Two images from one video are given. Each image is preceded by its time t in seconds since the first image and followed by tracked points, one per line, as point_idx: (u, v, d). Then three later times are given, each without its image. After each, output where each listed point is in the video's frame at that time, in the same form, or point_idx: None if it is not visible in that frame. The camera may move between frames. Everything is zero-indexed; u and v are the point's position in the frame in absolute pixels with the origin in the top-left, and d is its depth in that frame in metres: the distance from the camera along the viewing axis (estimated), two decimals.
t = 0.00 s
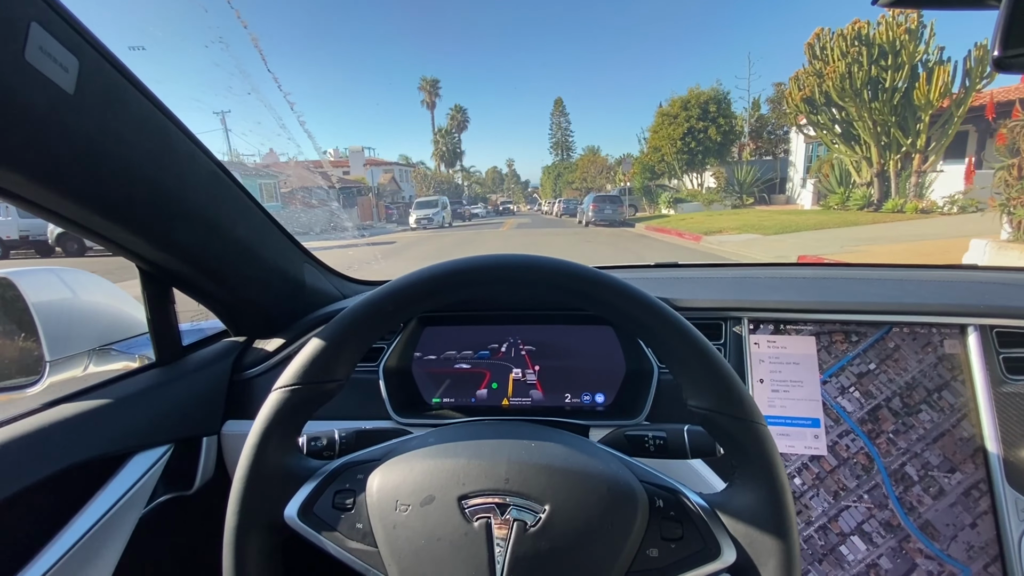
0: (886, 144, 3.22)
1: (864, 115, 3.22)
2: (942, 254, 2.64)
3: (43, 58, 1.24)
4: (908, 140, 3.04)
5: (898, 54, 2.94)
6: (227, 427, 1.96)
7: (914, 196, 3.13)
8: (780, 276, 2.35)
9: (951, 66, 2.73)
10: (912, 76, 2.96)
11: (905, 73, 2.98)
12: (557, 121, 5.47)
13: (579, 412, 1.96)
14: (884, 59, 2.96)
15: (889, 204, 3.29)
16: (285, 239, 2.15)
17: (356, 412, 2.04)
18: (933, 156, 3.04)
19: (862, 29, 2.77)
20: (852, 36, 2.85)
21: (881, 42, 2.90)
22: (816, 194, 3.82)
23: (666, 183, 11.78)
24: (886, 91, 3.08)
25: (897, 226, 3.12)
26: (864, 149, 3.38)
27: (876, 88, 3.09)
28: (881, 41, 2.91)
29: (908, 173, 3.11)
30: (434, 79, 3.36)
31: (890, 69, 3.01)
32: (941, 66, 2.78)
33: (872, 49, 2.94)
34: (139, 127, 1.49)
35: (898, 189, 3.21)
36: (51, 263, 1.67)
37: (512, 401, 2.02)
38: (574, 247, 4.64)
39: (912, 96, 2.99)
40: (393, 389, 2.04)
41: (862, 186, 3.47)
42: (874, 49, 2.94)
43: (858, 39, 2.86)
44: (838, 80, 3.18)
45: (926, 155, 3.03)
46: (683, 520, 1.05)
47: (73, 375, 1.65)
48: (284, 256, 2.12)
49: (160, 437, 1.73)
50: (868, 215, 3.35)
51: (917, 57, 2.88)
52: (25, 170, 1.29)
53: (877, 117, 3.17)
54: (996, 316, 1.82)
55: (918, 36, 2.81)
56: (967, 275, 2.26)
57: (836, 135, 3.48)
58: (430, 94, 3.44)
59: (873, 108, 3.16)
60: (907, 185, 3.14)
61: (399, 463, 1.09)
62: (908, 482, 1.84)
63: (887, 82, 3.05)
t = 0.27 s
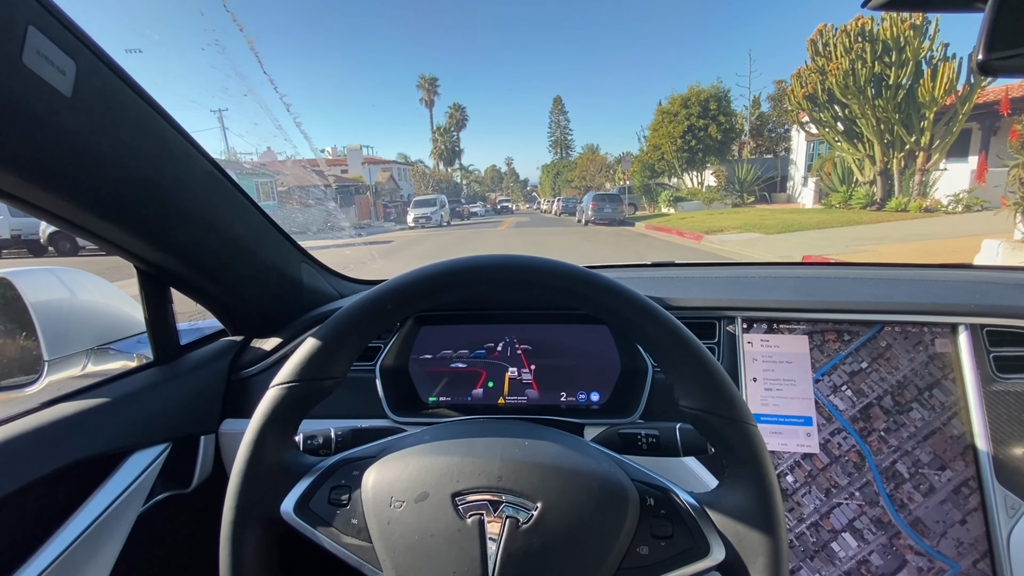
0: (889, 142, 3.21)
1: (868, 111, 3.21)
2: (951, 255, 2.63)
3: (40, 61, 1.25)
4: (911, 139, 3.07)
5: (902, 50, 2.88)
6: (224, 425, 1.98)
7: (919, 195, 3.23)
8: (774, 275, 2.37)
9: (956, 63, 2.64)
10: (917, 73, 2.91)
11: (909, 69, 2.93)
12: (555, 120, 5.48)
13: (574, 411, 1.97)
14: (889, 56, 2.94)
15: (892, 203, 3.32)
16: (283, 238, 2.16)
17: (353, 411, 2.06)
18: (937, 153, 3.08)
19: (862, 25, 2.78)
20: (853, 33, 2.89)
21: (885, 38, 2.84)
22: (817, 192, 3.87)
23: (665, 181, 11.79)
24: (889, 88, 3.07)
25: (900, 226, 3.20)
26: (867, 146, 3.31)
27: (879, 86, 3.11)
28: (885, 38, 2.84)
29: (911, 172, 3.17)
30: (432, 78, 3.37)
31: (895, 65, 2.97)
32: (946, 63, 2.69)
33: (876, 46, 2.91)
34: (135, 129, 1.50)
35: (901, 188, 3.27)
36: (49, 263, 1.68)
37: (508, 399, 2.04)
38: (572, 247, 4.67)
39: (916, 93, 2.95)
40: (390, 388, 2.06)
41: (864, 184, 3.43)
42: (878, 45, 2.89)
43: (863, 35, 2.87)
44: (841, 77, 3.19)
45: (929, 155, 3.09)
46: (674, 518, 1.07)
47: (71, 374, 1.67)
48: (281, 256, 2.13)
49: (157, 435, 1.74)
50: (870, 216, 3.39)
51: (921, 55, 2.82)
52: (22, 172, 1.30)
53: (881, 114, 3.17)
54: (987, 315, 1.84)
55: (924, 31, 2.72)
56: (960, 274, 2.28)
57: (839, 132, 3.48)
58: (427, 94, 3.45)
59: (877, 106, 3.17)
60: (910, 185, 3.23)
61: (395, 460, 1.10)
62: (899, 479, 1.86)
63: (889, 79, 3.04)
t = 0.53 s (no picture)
0: (891, 140, 3.25)
1: (870, 109, 3.22)
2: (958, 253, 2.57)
3: (30, 57, 1.24)
4: (915, 137, 3.13)
5: (905, 47, 2.98)
6: (220, 424, 1.97)
7: (920, 194, 3.19)
8: (772, 273, 2.36)
9: (958, 61, 2.70)
10: (919, 70, 2.99)
11: (911, 67, 3.01)
12: (554, 119, 5.48)
13: (572, 409, 1.95)
14: (892, 53, 3.02)
15: (895, 201, 3.28)
16: (279, 236, 2.16)
17: (350, 410, 2.05)
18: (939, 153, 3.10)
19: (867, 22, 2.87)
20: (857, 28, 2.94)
21: (888, 36, 2.94)
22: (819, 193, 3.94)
23: (666, 181, 11.79)
24: (892, 86, 3.11)
25: (902, 225, 3.14)
26: (869, 145, 3.35)
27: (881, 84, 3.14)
28: (888, 34, 2.94)
29: (914, 170, 3.16)
30: (430, 76, 3.36)
31: (896, 63, 3.05)
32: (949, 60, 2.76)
33: (880, 42, 2.98)
34: (128, 126, 1.49)
35: (902, 187, 3.23)
36: (44, 262, 1.67)
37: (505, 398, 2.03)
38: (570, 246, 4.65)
39: (919, 91, 3.03)
40: (386, 386, 2.05)
41: (865, 184, 3.46)
42: (881, 41, 2.98)
43: (864, 32, 2.94)
44: (843, 75, 3.11)
45: (932, 153, 3.11)
46: (670, 519, 1.06)
47: (66, 373, 1.65)
48: (277, 254, 2.13)
49: (153, 435, 1.73)
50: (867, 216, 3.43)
51: (924, 51, 2.91)
52: (13, 169, 1.28)
53: (883, 112, 3.19)
54: (985, 313, 1.83)
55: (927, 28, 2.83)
56: (959, 272, 2.28)
57: (839, 131, 3.44)
58: (425, 92, 3.44)
59: (880, 104, 3.18)
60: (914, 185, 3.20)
61: (389, 458, 1.09)
62: (897, 477, 1.85)
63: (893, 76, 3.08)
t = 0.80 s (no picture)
0: (892, 139, 3.28)
1: (869, 108, 3.26)
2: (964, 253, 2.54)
3: (31, 54, 1.23)
4: (915, 135, 3.14)
5: (905, 45, 2.97)
6: (221, 423, 1.97)
7: (921, 194, 3.21)
8: (773, 272, 2.36)
9: (959, 59, 2.76)
10: (920, 69, 3.00)
11: (912, 65, 3.02)
12: (553, 118, 5.48)
13: (573, 407, 1.96)
14: (892, 52, 3.02)
15: (895, 201, 3.31)
16: (279, 235, 2.15)
17: (350, 409, 2.05)
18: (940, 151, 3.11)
19: (868, 20, 2.84)
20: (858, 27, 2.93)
21: (888, 34, 2.91)
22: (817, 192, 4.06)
23: (664, 180, 11.79)
24: (893, 85, 3.12)
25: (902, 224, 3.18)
26: (869, 144, 3.39)
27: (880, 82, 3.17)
28: (890, 33, 2.91)
29: (914, 170, 3.18)
30: (429, 75, 3.35)
31: (897, 62, 3.05)
32: (951, 60, 2.80)
33: (880, 40, 2.95)
34: (129, 124, 1.49)
35: (903, 186, 3.25)
36: (44, 261, 1.66)
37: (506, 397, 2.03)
38: (569, 245, 4.65)
39: (919, 89, 3.04)
40: (387, 385, 2.04)
41: (865, 183, 3.49)
42: (881, 40, 2.95)
43: (864, 31, 2.91)
44: (844, 73, 3.16)
45: (933, 152, 3.10)
46: (674, 518, 1.06)
47: (65, 372, 1.65)
48: (277, 253, 2.12)
49: (153, 434, 1.73)
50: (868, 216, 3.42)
51: (925, 50, 2.91)
52: (15, 168, 1.28)
53: (883, 111, 3.22)
54: (985, 311, 1.84)
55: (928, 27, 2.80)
56: (959, 271, 2.28)
57: (839, 130, 3.49)
58: (425, 90, 3.44)
59: (881, 102, 3.20)
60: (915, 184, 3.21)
61: (392, 456, 1.09)
62: (898, 476, 1.86)
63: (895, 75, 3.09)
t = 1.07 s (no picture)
0: (890, 139, 3.28)
1: (868, 107, 3.25)
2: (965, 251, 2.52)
3: (23, 50, 1.22)
4: (913, 134, 3.15)
5: (904, 45, 2.96)
6: (217, 423, 1.96)
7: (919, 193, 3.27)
8: (770, 271, 2.36)
9: (958, 58, 2.71)
10: (918, 68, 2.98)
11: (910, 64, 3.00)
12: (551, 117, 5.47)
13: (570, 406, 1.97)
14: (891, 50, 3.01)
15: (893, 200, 3.34)
16: (274, 234, 2.14)
17: (347, 408, 2.04)
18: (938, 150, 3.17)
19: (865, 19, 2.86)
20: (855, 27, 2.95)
21: (887, 32, 2.92)
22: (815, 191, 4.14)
23: (662, 180, 11.79)
24: (891, 84, 3.10)
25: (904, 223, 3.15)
26: (867, 144, 3.38)
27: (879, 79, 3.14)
28: (887, 32, 2.91)
29: (913, 169, 3.21)
30: (426, 74, 3.34)
31: (896, 61, 3.05)
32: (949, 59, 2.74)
33: (878, 38, 2.97)
34: (123, 121, 1.48)
35: (901, 185, 3.30)
36: (38, 260, 1.65)
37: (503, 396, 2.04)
38: (567, 245, 4.64)
39: (918, 88, 3.01)
40: (384, 384, 2.05)
41: (863, 182, 3.48)
42: (879, 39, 2.96)
43: (863, 30, 2.96)
44: (842, 72, 3.21)
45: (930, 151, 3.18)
46: (670, 517, 1.06)
47: (59, 372, 1.64)
48: (273, 251, 2.11)
49: (148, 433, 1.72)
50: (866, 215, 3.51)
51: (923, 48, 2.86)
52: (8, 166, 1.27)
53: (882, 111, 3.20)
54: (981, 309, 1.84)
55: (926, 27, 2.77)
56: (956, 270, 2.28)
57: (838, 130, 3.49)
58: (422, 89, 3.43)
59: (878, 100, 3.19)
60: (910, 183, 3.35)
61: (388, 455, 1.09)
62: (894, 474, 1.86)
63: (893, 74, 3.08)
